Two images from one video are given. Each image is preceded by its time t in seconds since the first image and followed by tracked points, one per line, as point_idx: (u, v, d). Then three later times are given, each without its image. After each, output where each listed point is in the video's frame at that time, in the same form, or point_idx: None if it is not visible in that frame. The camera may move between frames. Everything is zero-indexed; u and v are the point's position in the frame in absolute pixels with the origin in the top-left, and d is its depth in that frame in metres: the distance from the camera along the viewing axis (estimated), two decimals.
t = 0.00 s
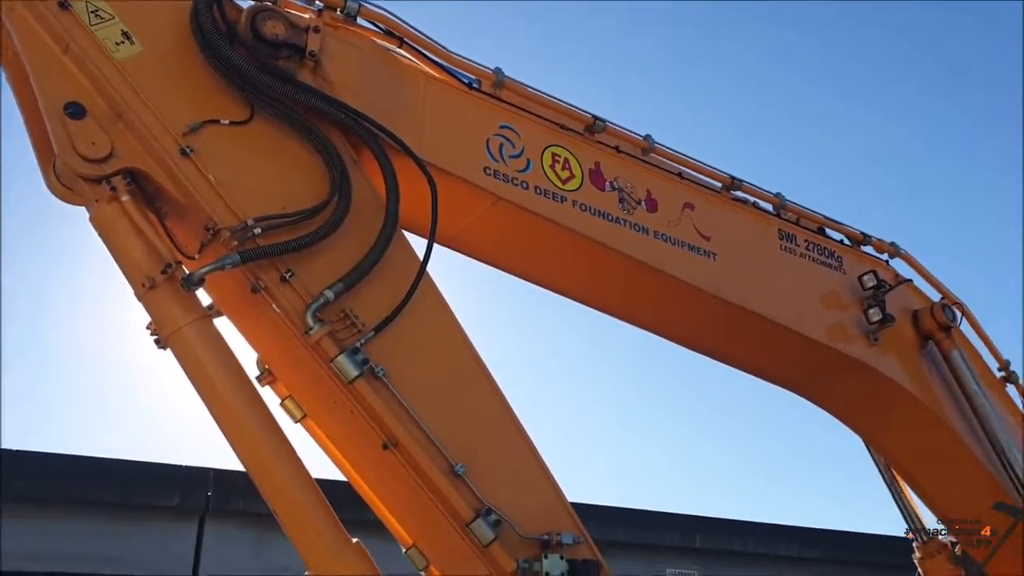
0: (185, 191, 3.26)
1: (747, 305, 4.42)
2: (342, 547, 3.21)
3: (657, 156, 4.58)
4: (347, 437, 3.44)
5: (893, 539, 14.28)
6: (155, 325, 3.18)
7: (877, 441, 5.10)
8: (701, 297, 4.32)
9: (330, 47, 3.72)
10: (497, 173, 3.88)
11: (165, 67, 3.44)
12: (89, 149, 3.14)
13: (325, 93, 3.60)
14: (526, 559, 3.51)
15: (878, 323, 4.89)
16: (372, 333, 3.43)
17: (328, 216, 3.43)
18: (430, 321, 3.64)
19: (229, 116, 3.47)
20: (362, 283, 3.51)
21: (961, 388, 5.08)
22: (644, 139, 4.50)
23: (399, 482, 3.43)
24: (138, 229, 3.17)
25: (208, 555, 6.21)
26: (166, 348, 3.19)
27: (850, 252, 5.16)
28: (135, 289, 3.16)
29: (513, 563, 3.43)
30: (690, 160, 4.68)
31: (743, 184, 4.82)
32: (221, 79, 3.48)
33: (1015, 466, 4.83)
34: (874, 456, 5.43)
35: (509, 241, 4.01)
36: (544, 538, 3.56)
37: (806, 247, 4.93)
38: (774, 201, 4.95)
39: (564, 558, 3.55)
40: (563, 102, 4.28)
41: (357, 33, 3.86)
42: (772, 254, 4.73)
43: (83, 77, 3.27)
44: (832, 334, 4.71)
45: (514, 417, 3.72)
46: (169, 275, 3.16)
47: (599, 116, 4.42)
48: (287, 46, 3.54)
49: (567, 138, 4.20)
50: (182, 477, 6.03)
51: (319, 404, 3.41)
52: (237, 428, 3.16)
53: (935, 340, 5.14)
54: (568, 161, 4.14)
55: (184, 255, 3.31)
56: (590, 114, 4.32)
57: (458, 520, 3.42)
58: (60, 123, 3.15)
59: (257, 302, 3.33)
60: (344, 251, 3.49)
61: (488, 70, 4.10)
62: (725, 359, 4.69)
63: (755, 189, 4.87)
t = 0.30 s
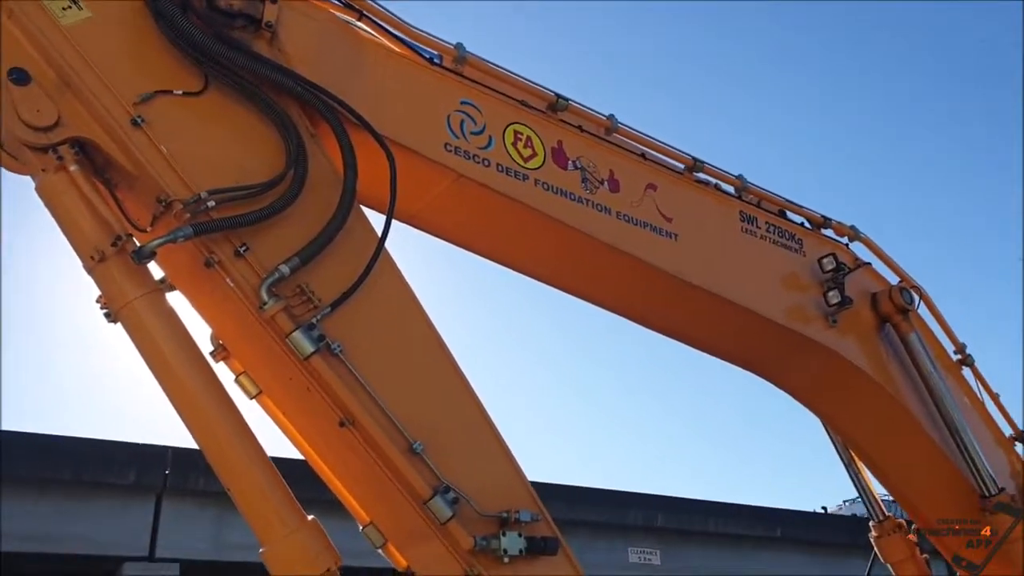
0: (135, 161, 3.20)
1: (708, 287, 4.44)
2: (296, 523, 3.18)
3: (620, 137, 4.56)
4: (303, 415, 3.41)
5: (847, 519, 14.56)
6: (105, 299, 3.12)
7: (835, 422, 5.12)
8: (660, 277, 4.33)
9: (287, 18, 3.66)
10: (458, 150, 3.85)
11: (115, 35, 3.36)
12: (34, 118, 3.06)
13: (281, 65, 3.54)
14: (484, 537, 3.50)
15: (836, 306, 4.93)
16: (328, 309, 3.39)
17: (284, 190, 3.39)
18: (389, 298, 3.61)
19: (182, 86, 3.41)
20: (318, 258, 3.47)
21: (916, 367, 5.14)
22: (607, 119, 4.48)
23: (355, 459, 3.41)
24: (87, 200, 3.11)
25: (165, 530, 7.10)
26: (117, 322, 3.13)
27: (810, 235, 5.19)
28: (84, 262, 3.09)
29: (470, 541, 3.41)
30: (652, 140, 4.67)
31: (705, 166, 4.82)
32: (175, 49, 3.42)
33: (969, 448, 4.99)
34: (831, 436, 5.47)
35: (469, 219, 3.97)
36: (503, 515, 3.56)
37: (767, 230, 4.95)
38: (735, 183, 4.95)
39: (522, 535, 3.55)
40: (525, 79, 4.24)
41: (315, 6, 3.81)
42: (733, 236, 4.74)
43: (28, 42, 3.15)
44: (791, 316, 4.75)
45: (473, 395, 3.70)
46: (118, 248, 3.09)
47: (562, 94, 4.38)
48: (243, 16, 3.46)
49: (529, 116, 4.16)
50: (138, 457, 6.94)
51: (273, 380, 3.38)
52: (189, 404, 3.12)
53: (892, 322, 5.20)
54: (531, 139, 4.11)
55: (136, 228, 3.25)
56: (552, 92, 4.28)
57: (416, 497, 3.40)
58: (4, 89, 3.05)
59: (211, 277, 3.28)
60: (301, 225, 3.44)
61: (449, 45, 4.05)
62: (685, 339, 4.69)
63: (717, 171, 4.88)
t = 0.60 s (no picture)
0: (95, 135, 3.14)
1: (675, 267, 4.45)
2: (260, 502, 3.16)
3: (591, 117, 4.53)
4: (268, 393, 3.38)
5: (812, 499, 14.80)
6: (64, 275, 3.08)
7: (800, 401, 5.15)
8: (629, 258, 4.34)
9: None
10: (426, 127, 3.81)
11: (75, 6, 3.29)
12: None
13: (246, 38, 3.49)
14: (451, 515, 3.50)
15: (803, 288, 4.97)
16: (293, 287, 3.36)
17: (249, 165, 3.34)
18: (354, 278, 3.58)
19: (144, 60, 3.35)
20: (284, 235, 3.44)
21: (881, 350, 5.21)
22: (578, 99, 4.45)
23: (321, 438, 3.39)
24: (45, 174, 3.06)
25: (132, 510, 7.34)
26: (77, 299, 3.08)
27: (777, 217, 5.21)
28: (43, 237, 3.05)
29: (437, 519, 3.41)
30: (622, 120, 4.65)
31: (675, 147, 4.81)
32: (137, 22, 3.37)
33: (932, 428, 5.13)
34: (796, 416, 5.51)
35: (438, 198, 3.95)
36: (470, 494, 3.56)
37: (735, 212, 4.96)
38: (704, 164, 4.95)
39: (489, 514, 3.55)
40: (494, 56, 4.20)
41: None
42: (702, 217, 4.75)
43: None
44: (758, 297, 4.78)
45: (441, 373, 3.69)
46: (78, 223, 3.05)
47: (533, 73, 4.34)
48: None
49: (499, 94, 4.13)
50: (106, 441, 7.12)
51: (237, 358, 3.35)
52: (150, 382, 3.08)
53: (858, 305, 5.25)
54: (500, 118, 4.08)
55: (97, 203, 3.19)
56: (522, 70, 4.25)
57: (382, 476, 3.40)
58: None
59: (174, 254, 3.24)
60: (266, 202, 3.40)
61: (418, 22, 4.01)
62: (651, 318, 4.69)
63: (686, 152, 4.88)
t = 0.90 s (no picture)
0: (62, 111, 3.08)
1: (649, 251, 4.46)
2: (230, 483, 3.13)
3: (567, 99, 4.50)
4: (239, 374, 3.36)
5: (781, 482, 15.07)
6: (30, 254, 3.03)
7: (772, 384, 5.18)
8: (603, 242, 4.33)
9: None
10: (399, 107, 3.78)
11: None
12: None
13: (217, 15, 3.44)
14: (423, 497, 3.50)
15: (776, 272, 5.00)
16: (264, 267, 3.33)
17: (219, 144, 3.30)
18: (326, 259, 3.55)
19: (112, 35, 3.29)
20: (255, 214, 3.41)
21: (853, 335, 5.28)
22: (554, 81, 4.41)
23: (292, 419, 3.38)
24: (10, 152, 3.02)
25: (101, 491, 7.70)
26: (42, 278, 3.03)
27: (752, 201, 5.22)
28: (7, 215, 3.00)
29: (409, 501, 3.41)
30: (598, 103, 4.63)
31: (651, 130, 4.80)
32: None
33: (902, 412, 5.21)
34: (768, 400, 5.54)
35: (413, 179, 3.92)
36: (442, 476, 3.55)
37: (710, 196, 4.96)
38: (679, 148, 4.95)
39: (461, 495, 3.55)
40: (469, 37, 4.15)
41: None
42: (676, 201, 4.75)
43: None
44: (731, 281, 4.80)
45: (414, 356, 3.67)
46: (44, 200, 3.00)
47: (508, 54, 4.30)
48: None
49: (474, 75, 4.10)
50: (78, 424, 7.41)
51: (206, 338, 3.33)
52: (118, 362, 3.05)
53: (831, 289, 5.28)
54: (475, 98, 4.05)
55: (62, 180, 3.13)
56: (498, 51, 4.21)
57: (354, 458, 3.39)
58: None
59: (141, 233, 3.20)
60: (237, 182, 3.36)
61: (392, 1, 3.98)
62: (623, 301, 4.69)
63: (662, 135, 4.87)
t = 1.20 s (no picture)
0: (34, 92, 3.03)
1: (629, 237, 4.47)
2: (208, 467, 3.12)
3: (547, 83, 4.47)
4: (216, 358, 3.33)
5: (759, 468, 15.26)
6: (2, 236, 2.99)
7: (751, 370, 5.20)
8: (584, 227, 4.33)
9: None
10: (379, 90, 3.76)
11: None
12: None
13: None
14: (402, 482, 3.50)
15: (755, 259, 5.02)
16: (241, 251, 3.31)
17: (195, 126, 3.27)
18: (303, 242, 3.52)
19: (85, 14, 3.24)
20: (232, 197, 3.38)
21: (831, 322, 5.30)
22: (535, 65, 4.38)
23: (269, 403, 3.36)
24: None
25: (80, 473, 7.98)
26: (16, 261, 3.00)
27: (732, 188, 5.23)
28: None
29: (387, 486, 3.41)
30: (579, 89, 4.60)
31: (632, 116, 4.80)
32: None
33: (879, 399, 5.25)
34: (747, 386, 5.57)
35: (393, 163, 3.90)
36: (421, 461, 3.55)
37: (690, 182, 4.97)
38: (660, 134, 4.95)
39: (440, 481, 3.56)
40: (450, 20, 4.12)
41: None
42: (656, 187, 4.75)
43: None
44: (711, 268, 4.82)
45: (393, 341, 3.66)
46: (15, 181, 2.97)
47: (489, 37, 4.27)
48: None
49: (454, 58, 4.07)
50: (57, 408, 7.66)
51: (183, 322, 3.29)
52: (93, 345, 3.01)
53: (809, 276, 5.31)
54: (455, 82, 4.03)
55: (35, 161, 3.08)
56: (479, 35, 4.17)
57: (331, 443, 3.38)
58: None
59: (116, 216, 3.16)
60: (213, 164, 3.33)
61: None
62: (602, 287, 4.70)
63: (643, 121, 4.87)
